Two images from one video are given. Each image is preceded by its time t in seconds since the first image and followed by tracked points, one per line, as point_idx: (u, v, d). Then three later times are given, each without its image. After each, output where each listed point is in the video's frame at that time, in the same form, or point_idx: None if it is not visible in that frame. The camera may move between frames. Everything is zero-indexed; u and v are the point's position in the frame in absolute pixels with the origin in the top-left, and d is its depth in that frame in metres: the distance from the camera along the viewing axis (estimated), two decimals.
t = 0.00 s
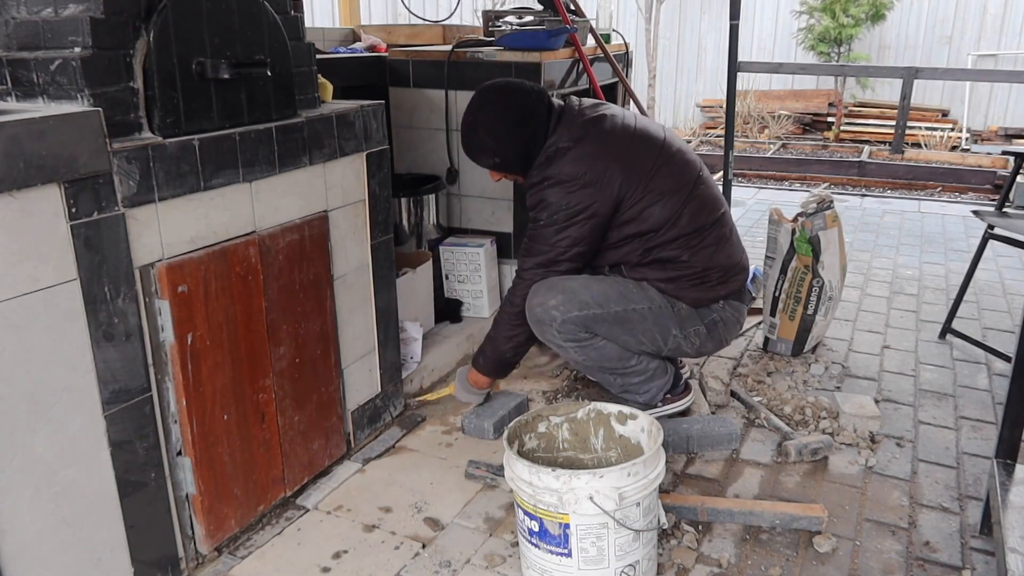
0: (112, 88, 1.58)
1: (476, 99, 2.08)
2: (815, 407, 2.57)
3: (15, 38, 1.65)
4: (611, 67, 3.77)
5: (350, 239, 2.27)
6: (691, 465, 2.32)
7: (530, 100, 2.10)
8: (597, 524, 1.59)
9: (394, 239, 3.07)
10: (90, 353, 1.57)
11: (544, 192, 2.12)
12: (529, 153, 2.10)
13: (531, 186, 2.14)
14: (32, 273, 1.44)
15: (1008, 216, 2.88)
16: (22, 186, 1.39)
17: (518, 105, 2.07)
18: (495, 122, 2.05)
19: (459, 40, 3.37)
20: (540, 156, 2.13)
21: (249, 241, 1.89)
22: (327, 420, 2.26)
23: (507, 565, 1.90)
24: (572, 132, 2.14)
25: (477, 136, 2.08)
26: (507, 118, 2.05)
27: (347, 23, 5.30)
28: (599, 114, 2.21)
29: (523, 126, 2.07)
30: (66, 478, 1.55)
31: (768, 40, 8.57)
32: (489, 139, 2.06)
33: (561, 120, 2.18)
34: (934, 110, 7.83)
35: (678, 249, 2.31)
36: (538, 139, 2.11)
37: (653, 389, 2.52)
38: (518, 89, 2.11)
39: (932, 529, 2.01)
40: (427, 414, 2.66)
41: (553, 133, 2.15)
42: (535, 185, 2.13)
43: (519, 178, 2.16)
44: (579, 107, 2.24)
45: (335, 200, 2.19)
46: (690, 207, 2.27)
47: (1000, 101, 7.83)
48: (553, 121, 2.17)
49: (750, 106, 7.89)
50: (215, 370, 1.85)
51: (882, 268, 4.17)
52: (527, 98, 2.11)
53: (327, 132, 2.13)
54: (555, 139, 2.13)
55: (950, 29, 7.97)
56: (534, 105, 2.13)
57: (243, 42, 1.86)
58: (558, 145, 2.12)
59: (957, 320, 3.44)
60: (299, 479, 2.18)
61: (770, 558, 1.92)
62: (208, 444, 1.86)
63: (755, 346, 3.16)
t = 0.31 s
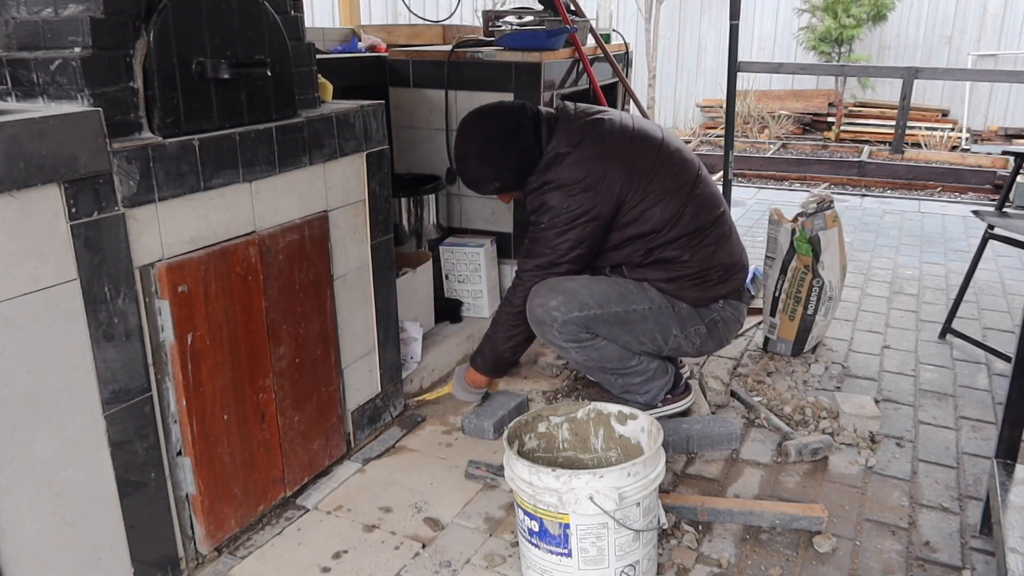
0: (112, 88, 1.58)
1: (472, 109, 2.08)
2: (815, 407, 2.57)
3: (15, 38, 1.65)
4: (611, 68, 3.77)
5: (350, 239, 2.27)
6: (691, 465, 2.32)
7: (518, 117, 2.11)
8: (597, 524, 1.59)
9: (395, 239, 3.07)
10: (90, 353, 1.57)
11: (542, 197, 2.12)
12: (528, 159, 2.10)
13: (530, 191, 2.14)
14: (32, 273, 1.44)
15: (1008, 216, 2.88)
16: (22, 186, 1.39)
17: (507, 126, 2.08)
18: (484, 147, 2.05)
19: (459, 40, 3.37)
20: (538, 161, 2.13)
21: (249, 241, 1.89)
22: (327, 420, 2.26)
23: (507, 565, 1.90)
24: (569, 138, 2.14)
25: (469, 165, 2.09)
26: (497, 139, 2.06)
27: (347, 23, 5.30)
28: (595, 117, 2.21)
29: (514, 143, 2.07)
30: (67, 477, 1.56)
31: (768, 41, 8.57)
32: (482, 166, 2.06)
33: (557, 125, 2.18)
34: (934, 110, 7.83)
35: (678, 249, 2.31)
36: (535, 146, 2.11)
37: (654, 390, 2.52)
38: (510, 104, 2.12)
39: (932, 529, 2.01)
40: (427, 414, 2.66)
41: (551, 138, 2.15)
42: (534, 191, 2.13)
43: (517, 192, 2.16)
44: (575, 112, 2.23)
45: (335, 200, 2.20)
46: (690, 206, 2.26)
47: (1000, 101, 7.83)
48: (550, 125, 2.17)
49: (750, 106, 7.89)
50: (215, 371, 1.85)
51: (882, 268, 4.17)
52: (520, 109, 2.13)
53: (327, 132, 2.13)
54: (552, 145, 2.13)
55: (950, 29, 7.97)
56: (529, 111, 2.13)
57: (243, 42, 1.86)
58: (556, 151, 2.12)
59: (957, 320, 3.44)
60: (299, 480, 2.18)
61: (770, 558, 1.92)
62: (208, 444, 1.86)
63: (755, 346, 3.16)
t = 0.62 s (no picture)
0: (112, 88, 1.58)
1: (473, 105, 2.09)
2: (815, 407, 2.57)
3: (15, 38, 1.65)
4: (611, 68, 3.77)
5: (350, 239, 2.27)
6: (691, 465, 2.32)
7: (520, 112, 2.12)
8: (597, 524, 1.59)
9: (395, 239, 3.07)
10: (90, 353, 1.57)
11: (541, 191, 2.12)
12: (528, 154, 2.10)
13: (530, 185, 2.13)
14: (32, 273, 1.44)
15: (1008, 216, 2.88)
16: (23, 186, 1.39)
17: (510, 118, 2.09)
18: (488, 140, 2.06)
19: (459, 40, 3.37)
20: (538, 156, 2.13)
21: (249, 241, 1.89)
22: (327, 420, 2.26)
23: (507, 566, 1.90)
24: (570, 134, 2.15)
25: (471, 155, 2.09)
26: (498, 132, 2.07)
27: (347, 23, 5.30)
28: (595, 115, 2.22)
29: (515, 136, 2.09)
30: (67, 477, 1.56)
31: (768, 41, 8.57)
32: (483, 156, 2.08)
33: (557, 122, 2.19)
34: (934, 110, 7.83)
35: (677, 246, 2.32)
36: (535, 142, 2.12)
37: (652, 387, 2.52)
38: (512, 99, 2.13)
39: (932, 529, 2.01)
40: (427, 414, 2.66)
41: (550, 134, 2.15)
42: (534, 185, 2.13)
43: (517, 185, 2.17)
44: (575, 110, 2.24)
45: (335, 200, 2.19)
46: (689, 203, 2.27)
47: (1000, 101, 7.82)
48: (550, 122, 2.18)
49: (750, 106, 7.89)
50: (215, 370, 1.85)
51: (882, 268, 4.17)
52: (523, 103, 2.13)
53: (327, 132, 2.13)
54: (553, 140, 2.13)
55: (950, 29, 7.97)
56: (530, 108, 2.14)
57: (243, 42, 1.86)
58: (556, 146, 2.13)
59: (957, 320, 3.44)
60: (299, 480, 2.18)
61: (770, 558, 1.92)
62: (208, 444, 1.86)
63: (755, 346, 3.16)
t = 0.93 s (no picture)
0: (112, 88, 1.58)
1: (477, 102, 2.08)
2: (815, 407, 2.57)
3: (15, 38, 1.65)
4: (611, 68, 3.77)
5: (349, 239, 2.27)
6: (691, 465, 2.32)
7: (525, 110, 2.11)
8: (597, 524, 1.59)
9: (395, 239, 3.07)
10: (90, 353, 1.57)
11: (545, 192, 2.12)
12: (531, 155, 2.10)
13: (534, 186, 2.13)
14: (32, 273, 1.44)
15: (1008, 216, 2.88)
16: (23, 186, 1.39)
17: (516, 117, 2.09)
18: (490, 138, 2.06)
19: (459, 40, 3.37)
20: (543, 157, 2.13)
21: (249, 241, 1.89)
22: (327, 420, 2.26)
23: (507, 565, 1.90)
24: (575, 134, 2.14)
25: (474, 154, 2.09)
26: (502, 132, 2.06)
27: (347, 23, 5.30)
28: (601, 115, 2.21)
29: (520, 136, 2.08)
30: (67, 477, 1.56)
31: (768, 41, 8.57)
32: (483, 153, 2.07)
33: (563, 122, 2.18)
34: (934, 110, 7.83)
35: (680, 250, 2.32)
36: (540, 142, 2.11)
37: (653, 389, 2.52)
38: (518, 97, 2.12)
39: (932, 529, 2.01)
40: (427, 414, 2.66)
41: (556, 134, 2.15)
42: (538, 187, 2.13)
43: (519, 185, 2.16)
44: (582, 110, 2.23)
45: (335, 200, 2.20)
46: (693, 207, 2.27)
47: (1000, 101, 7.83)
48: (556, 122, 2.17)
49: (750, 106, 7.89)
50: (215, 370, 1.85)
51: (882, 268, 4.17)
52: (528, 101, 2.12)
53: (327, 132, 2.13)
54: (558, 141, 2.13)
55: (950, 29, 7.97)
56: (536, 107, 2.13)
57: (243, 42, 1.86)
58: (561, 146, 2.12)
59: (957, 320, 3.44)
60: (299, 479, 2.18)
61: (770, 558, 1.92)
62: (208, 444, 1.86)
63: (755, 346, 3.16)
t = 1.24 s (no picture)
0: (112, 88, 1.58)
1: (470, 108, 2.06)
2: (815, 407, 2.57)
3: (15, 38, 1.65)
4: (611, 68, 3.77)
5: (349, 239, 2.27)
6: (691, 465, 2.32)
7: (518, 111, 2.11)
8: (597, 524, 1.59)
9: (395, 239, 3.07)
10: (90, 353, 1.57)
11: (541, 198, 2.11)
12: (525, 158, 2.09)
13: (528, 191, 2.14)
14: (32, 273, 1.44)
15: (1008, 216, 2.88)
16: (23, 185, 1.39)
17: (510, 120, 2.08)
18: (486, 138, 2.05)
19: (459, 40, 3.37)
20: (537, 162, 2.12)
21: (249, 241, 1.89)
22: (327, 420, 2.26)
23: (507, 566, 1.90)
24: (567, 138, 2.14)
25: (467, 158, 2.08)
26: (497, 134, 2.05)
27: (347, 23, 5.30)
28: (593, 118, 2.21)
29: (514, 139, 2.07)
30: (67, 477, 1.56)
31: (768, 41, 8.57)
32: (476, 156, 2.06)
33: (556, 126, 2.18)
34: (934, 110, 7.83)
35: (677, 251, 2.31)
36: (534, 147, 2.11)
37: (653, 389, 2.52)
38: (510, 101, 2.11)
39: (933, 529, 2.01)
40: (427, 414, 2.66)
41: (549, 138, 2.15)
42: (533, 191, 2.13)
43: (512, 189, 2.15)
44: (574, 113, 2.23)
45: (335, 200, 2.19)
46: (689, 206, 2.27)
47: (1000, 101, 7.82)
48: (549, 125, 2.17)
49: (750, 106, 7.89)
50: (215, 371, 1.85)
51: (882, 268, 4.17)
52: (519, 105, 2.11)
53: (327, 132, 2.13)
54: (551, 145, 2.13)
55: (950, 29, 7.97)
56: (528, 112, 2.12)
57: (243, 42, 1.86)
58: (554, 150, 2.12)
59: (957, 320, 3.44)
60: (299, 479, 2.18)
61: (770, 558, 1.92)
62: (208, 444, 1.86)
63: (755, 346, 3.16)
